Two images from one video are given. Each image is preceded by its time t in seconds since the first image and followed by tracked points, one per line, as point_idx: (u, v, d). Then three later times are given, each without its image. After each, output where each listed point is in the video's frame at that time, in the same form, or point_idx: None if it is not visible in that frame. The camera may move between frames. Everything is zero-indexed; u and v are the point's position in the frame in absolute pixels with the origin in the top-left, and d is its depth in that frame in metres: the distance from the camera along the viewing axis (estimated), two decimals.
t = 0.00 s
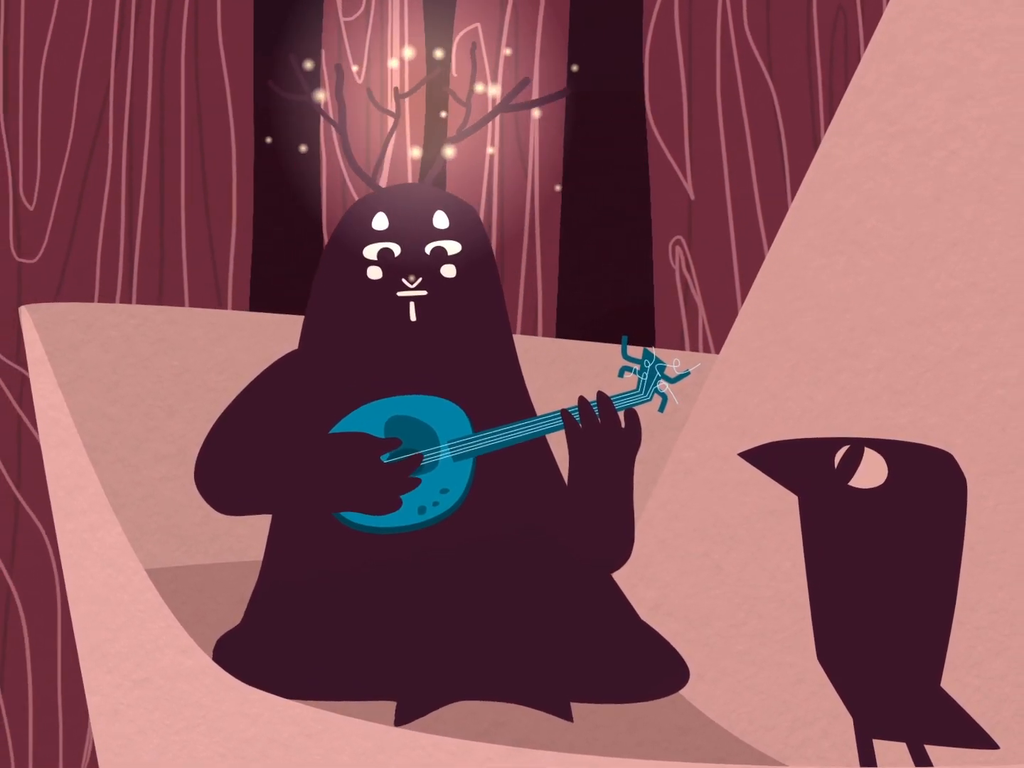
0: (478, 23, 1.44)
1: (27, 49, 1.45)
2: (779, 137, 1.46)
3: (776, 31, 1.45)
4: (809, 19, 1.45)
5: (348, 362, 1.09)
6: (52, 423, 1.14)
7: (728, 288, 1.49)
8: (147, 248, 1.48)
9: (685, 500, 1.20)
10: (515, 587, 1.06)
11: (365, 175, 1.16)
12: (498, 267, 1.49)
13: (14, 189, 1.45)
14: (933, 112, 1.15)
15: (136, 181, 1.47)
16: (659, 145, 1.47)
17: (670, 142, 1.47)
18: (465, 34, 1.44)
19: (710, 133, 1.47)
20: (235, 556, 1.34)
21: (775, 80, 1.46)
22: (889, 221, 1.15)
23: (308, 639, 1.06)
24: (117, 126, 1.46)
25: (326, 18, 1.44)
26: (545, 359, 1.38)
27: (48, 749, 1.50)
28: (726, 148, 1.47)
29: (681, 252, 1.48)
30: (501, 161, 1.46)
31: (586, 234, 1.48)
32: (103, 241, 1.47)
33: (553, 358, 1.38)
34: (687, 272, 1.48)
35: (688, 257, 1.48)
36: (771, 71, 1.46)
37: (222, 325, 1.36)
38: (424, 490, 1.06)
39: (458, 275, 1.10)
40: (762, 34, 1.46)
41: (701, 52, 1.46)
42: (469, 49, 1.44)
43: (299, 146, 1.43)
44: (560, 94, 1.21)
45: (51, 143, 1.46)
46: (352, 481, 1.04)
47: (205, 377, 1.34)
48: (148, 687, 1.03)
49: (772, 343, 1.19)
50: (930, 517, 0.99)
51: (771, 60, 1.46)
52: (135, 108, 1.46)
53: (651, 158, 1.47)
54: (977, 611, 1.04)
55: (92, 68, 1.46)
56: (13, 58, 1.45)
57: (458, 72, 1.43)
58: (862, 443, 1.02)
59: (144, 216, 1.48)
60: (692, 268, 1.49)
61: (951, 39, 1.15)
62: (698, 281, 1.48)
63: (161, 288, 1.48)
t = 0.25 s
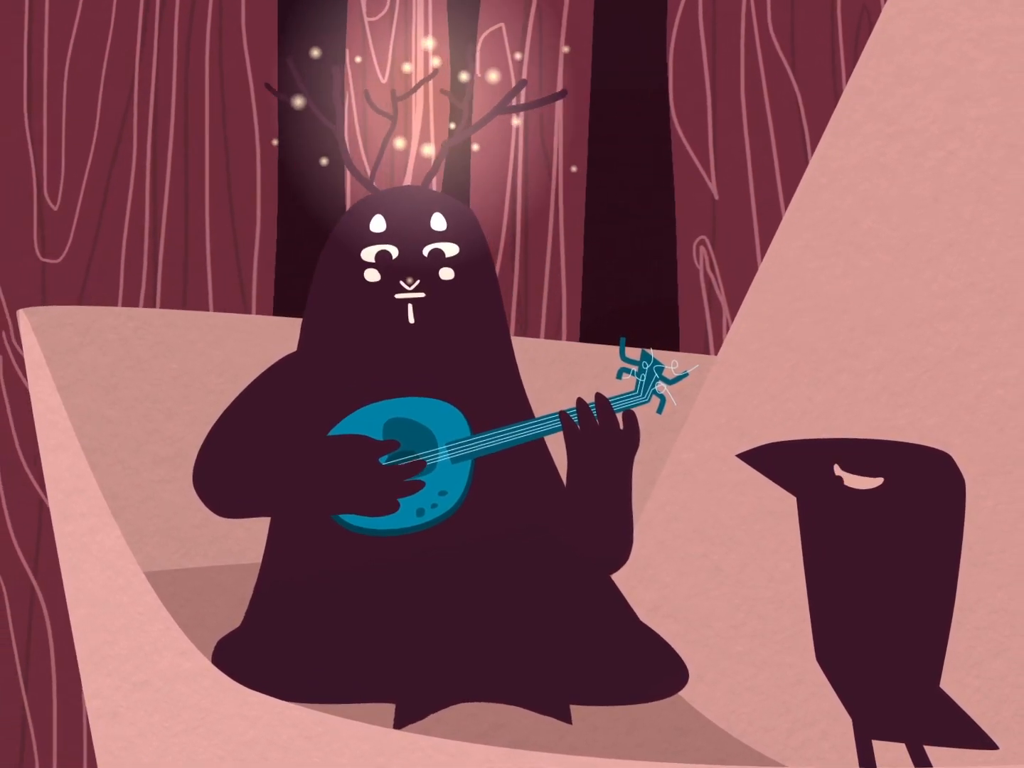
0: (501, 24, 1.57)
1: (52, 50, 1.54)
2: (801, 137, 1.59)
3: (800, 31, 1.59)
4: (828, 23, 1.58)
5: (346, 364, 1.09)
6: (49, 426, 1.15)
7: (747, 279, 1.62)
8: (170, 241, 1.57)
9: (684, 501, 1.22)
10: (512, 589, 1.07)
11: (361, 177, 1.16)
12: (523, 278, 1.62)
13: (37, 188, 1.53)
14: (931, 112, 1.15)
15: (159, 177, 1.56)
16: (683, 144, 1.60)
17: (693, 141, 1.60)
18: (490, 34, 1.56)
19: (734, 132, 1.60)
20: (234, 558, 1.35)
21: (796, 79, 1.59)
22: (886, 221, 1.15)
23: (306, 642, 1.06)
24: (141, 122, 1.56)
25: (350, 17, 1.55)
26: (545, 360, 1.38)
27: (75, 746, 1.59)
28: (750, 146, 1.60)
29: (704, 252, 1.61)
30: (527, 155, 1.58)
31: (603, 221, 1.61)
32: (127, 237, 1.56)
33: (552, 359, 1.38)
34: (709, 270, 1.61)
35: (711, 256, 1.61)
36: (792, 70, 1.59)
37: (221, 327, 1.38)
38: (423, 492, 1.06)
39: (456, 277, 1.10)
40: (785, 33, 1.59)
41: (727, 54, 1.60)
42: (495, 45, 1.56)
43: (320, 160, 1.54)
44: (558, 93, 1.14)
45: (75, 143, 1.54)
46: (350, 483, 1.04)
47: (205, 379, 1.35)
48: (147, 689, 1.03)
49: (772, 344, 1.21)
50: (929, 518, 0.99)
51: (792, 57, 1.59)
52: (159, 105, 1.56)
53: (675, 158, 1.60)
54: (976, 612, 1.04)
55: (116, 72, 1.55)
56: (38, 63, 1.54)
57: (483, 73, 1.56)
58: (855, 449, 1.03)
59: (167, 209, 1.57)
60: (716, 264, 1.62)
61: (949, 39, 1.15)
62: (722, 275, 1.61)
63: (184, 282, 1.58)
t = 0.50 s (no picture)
0: (525, 24, 1.44)
1: (74, 50, 1.43)
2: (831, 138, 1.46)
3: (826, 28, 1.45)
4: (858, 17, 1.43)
5: (345, 364, 1.09)
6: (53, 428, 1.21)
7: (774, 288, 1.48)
8: (193, 243, 1.45)
9: (684, 502, 1.21)
10: (512, 588, 1.06)
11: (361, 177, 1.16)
12: (548, 283, 1.48)
13: (61, 189, 1.43)
14: (931, 113, 1.15)
15: (183, 182, 1.44)
16: (707, 146, 1.46)
17: (717, 143, 1.46)
18: (514, 34, 1.44)
19: (761, 130, 1.46)
20: (234, 558, 1.34)
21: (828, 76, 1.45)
22: (886, 221, 1.15)
23: (306, 642, 1.06)
24: (166, 121, 1.44)
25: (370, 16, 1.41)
26: (544, 360, 1.39)
27: None
28: (777, 146, 1.46)
29: (728, 253, 1.45)
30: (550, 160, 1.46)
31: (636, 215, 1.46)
32: (149, 246, 1.44)
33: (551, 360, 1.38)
34: (735, 273, 1.45)
35: (735, 258, 1.46)
36: (819, 67, 1.45)
37: (219, 329, 1.35)
38: (422, 492, 1.06)
39: (455, 277, 1.10)
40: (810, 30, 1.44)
41: (752, 53, 1.46)
42: (521, 46, 1.44)
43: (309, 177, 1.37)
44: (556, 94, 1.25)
45: (96, 147, 1.43)
46: (349, 483, 1.04)
47: (203, 380, 1.33)
48: (147, 690, 1.02)
49: (772, 344, 1.20)
50: (928, 518, 0.99)
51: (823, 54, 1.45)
52: (184, 103, 1.45)
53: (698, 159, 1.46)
54: (975, 612, 1.04)
55: (140, 68, 1.44)
56: (58, 60, 1.43)
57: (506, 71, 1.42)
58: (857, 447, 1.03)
59: (191, 214, 1.45)
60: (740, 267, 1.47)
61: (948, 39, 1.15)
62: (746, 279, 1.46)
63: (208, 291, 1.45)
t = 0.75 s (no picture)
0: (549, 24, 1.60)
1: (99, 54, 1.58)
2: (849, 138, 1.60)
3: (845, 35, 1.60)
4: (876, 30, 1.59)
5: (347, 363, 1.09)
6: (50, 425, 1.18)
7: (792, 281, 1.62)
8: (218, 243, 1.61)
9: (683, 502, 1.22)
10: (512, 587, 1.07)
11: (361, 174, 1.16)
12: (571, 273, 1.63)
13: (86, 188, 1.59)
14: (930, 113, 1.15)
15: (205, 181, 1.60)
16: (732, 146, 1.61)
17: (742, 143, 1.61)
18: (539, 34, 1.60)
19: (782, 133, 1.61)
20: (234, 558, 1.34)
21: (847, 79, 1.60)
22: (886, 221, 1.15)
23: (306, 641, 1.06)
24: (189, 123, 1.59)
25: (401, 16, 1.57)
26: (544, 359, 1.39)
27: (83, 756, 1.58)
28: (798, 147, 1.61)
29: (752, 250, 1.60)
30: (574, 156, 1.62)
31: (643, 211, 1.61)
32: (175, 242, 1.60)
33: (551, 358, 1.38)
34: (758, 268, 1.60)
35: (759, 254, 1.60)
36: (839, 71, 1.60)
37: (220, 328, 1.37)
38: (423, 491, 1.06)
39: (456, 276, 1.10)
40: (832, 36, 1.60)
41: (775, 54, 1.61)
42: (545, 46, 1.60)
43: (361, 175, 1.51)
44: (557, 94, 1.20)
45: (120, 148, 1.59)
46: (351, 482, 1.04)
47: (204, 380, 1.34)
48: (147, 689, 1.01)
49: (771, 343, 1.21)
50: (927, 517, 0.99)
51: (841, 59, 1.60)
52: (206, 106, 1.60)
53: (724, 159, 1.61)
54: (975, 612, 1.04)
55: (162, 74, 1.59)
56: (84, 64, 1.58)
57: (531, 75, 1.59)
58: (860, 445, 1.03)
59: (214, 211, 1.60)
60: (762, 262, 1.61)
61: (948, 39, 1.15)
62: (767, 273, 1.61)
63: (232, 286, 1.61)
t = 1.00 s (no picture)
0: (574, 24, 1.55)
1: (123, 53, 1.56)
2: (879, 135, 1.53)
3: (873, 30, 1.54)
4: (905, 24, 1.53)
5: (350, 359, 1.09)
6: (52, 422, 1.19)
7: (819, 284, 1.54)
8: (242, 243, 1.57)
9: (685, 500, 1.22)
10: (515, 584, 1.06)
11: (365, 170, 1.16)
12: (597, 266, 1.58)
13: (110, 188, 1.56)
14: (934, 112, 1.15)
15: (231, 178, 1.57)
16: (756, 147, 1.54)
17: (766, 143, 1.54)
18: (562, 34, 1.55)
19: (807, 132, 1.54)
20: (236, 554, 1.34)
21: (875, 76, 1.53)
22: (889, 220, 1.15)
23: (308, 636, 1.06)
24: (213, 122, 1.56)
25: (424, 16, 1.52)
26: (546, 358, 1.39)
27: None
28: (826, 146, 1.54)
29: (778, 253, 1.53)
30: (600, 157, 1.57)
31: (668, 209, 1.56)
32: (198, 241, 1.57)
33: (554, 357, 1.39)
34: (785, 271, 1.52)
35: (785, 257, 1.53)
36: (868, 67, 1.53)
37: (223, 323, 1.37)
38: (426, 488, 1.06)
39: (460, 273, 1.10)
40: (859, 32, 1.54)
41: (800, 56, 1.55)
42: (568, 45, 1.55)
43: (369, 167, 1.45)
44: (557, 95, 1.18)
45: (145, 147, 1.56)
46: (353, 479, 1.04)
47: (206, 375, 1.34)
48: (149, 684, 1.01)
49: (773, 342, 1.21)
50: (930, 517, 0.99)
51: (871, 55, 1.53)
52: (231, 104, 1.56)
53: (747, 160, 1.54)
54: (977, 611, 1.04)
55: (187, 71, 1.56)
56: (108, 63, 1.56)
57: (555, 74, 1.55)
58: (863, 444, 1.03)
59: (239, 208, 1.57)
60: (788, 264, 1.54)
61: (953, 38, 1.15)
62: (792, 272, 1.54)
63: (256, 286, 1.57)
